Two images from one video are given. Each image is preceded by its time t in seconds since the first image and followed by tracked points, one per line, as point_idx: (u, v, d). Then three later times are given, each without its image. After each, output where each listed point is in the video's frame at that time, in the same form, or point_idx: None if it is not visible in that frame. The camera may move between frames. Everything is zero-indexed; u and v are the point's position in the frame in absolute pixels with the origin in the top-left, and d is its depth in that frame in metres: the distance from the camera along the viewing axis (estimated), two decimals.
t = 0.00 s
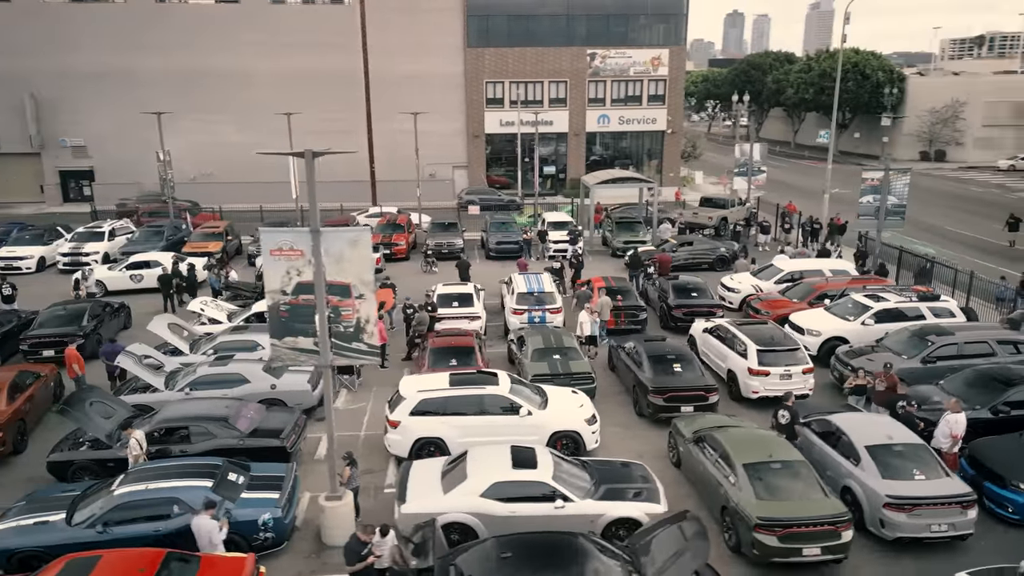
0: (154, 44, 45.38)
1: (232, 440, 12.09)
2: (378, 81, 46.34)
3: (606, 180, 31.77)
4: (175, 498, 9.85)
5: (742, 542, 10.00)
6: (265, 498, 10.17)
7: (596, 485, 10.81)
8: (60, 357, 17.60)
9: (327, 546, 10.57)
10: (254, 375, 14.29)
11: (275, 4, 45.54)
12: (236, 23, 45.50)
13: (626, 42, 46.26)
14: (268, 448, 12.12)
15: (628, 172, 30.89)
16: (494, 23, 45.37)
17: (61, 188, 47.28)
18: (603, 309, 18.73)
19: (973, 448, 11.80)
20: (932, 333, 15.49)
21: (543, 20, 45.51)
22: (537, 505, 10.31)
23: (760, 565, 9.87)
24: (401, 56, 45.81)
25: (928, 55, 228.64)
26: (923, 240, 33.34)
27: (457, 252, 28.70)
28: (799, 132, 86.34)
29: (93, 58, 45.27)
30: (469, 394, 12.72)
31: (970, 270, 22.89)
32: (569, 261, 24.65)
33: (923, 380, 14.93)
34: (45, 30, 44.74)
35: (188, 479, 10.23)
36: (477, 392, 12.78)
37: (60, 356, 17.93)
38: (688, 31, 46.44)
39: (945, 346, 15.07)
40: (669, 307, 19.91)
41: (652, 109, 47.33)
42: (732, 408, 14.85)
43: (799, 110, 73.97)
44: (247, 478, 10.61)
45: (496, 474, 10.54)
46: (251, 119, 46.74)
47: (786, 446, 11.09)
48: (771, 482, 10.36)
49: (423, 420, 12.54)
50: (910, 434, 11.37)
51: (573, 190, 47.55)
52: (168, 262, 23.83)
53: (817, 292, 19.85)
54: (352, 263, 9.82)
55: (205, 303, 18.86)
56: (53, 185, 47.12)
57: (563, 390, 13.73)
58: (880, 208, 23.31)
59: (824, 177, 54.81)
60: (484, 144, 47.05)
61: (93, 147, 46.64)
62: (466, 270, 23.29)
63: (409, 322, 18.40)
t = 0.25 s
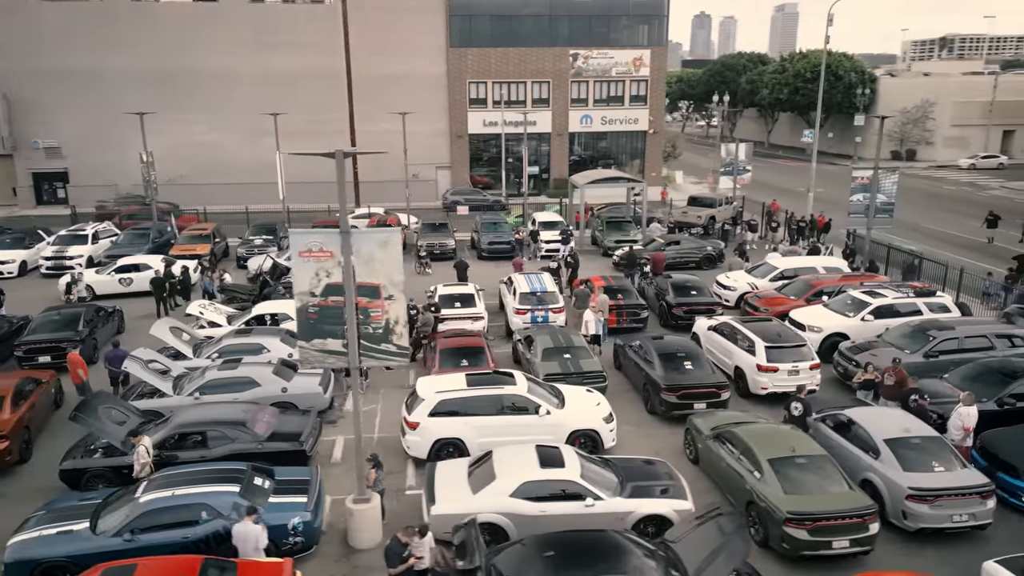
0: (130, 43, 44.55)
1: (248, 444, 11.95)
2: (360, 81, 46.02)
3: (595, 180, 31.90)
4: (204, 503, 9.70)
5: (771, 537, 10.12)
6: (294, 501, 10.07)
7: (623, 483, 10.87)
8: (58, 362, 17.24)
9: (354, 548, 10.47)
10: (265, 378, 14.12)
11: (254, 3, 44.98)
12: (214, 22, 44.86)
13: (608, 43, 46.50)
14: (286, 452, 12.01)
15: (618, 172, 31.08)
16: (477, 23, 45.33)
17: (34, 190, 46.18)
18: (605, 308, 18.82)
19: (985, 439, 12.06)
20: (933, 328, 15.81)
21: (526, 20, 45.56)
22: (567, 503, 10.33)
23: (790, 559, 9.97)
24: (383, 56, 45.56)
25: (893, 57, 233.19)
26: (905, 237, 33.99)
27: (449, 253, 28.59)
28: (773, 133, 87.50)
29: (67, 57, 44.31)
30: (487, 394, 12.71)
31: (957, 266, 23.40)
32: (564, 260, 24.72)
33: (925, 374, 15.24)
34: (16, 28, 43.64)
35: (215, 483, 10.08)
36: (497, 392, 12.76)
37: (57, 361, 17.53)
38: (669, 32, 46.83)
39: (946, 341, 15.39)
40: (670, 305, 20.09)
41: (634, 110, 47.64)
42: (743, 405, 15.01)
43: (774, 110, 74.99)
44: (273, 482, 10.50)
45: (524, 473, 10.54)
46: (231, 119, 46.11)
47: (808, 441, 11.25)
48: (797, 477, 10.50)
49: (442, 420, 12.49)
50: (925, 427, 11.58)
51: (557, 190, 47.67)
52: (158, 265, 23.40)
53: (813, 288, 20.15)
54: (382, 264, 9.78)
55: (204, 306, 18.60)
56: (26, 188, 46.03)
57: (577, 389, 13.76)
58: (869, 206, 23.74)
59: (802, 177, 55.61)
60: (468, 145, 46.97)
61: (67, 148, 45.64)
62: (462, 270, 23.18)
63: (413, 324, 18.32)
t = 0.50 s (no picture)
0: (100, 42, 43.50)
1: (269, 449, 11.78)
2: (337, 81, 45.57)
3: (581, 180, 32.05)
4: (237, 510, 9.53)
5: (801, 529, 10.29)
6: (326, 506, 9.95)
7: (651, 479, 10.95)
8: (53, 370, 16.78)
9: (385, 551, 10.39)
10: (277, 382, 13.93)
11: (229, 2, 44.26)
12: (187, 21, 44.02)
13: (586, 43, 46.75)
14: (308, 456, 11.85)
15: (604, 172, 31.27)
16: (455, 23, 45.21)
17: None
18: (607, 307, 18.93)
19: (994, 429, 12.40)
20: (931, 322, 16.21)
21: (504, 20, 45.58)
22: (599, 501, 10.37)
23: (821, 551, 10.15)
24: (361, 55, 45.18)
25: (852, 57, 238.26)
26: (882, 234, 34.79)
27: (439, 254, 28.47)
28: (742, 132, 88.88)
29: (33, 56, 43.07)
30: (507, 394, 12.70)
31: (941, 261, 24.06)
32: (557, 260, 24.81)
33: (926, 367, 15.63)
34: None
35: (245, 489, 9.90)
36: (518, 391, 12.78)
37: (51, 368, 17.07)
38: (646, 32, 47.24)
39: (945, 334, 15.79)
40: (669, 303, 20.29)
41: (612, 110, 47.94)
42: (751, 400, 15.23)
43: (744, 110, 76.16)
44: (302, 487, 10.35)
45: (556, 472, 10.55)
46: (205, 119, 45.29)
47: (828, 434, 11.47)
48: (822, 469, 10.70)
49: (464, 421, 12.46)
50: (940, 418, 11.88)
51: (537, 190, 47.77)
52: (146, 269, 22.91)
53: (808, 285, 20.50)
54: (416, 265, 9.73)
55: (202, 310, 18.27)
56: None
57: (593, 387, 13.83)
58: (855, 203, 24.25)
59: (774, 176, 56.59)
60: (447, 145, 46.84)
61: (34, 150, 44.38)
62: (458, 271, 23.09)
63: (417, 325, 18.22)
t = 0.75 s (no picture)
0: (72, 41, 42.50)
1: (288, 453, 11.63)
2: (316, 81, 45.10)
3: (568, 180, 32.15)
4: (267, 516, 9.39)
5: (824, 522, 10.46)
6: (355, 509, 9.86)
7: (675, 476, 11.03)
8: (48, 377, 16.38)
9: (413, 553, 10.34)
10: (287, 386, 13.76)
11: None
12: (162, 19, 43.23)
13: (566, 43, 46.88)
14: (327, 460, 11.72)
15: (592, 172, 31.37)
16: (436, 23, 45.03)
17: None
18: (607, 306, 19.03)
19: (1000, 419, 12.72)
20: (928, 317, 16.57)
21: (484, 21, 45.53)
22: (627, 498, 10.43)
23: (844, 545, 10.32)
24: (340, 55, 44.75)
25: (817, 59, 242.26)
26: (862, 232, 35.40)
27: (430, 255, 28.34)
28: (714, 133, 89.89)
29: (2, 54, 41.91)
30: (525, 394, 12.71)
31: (927, 258, 24.59)
32: (550, 259, 24.87)
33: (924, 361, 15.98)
34: None
35: (273, 494, 9.77)
36: (533, 391, 12.76)
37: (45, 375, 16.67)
38: (625, 33, 47.53)
39: (942, 329, 16.16)
40: (666, 302, 20.47)
41: (593, 110, 48.13)
42: (757, 396, 15.43)
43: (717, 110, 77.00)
44: (328, 491, 10.24)
45: (583, 471, 10.58)
46: (181, 120, 44.51)
47: (844, 428, 11.68)
48: (842, 463, 10.89)
49: (482, 421, 12.44)
50: (951, 411, 12.16)
51: (519, 190, 47.77)
52: (135, 272, 22.46)
53: (802, 283, 20.82)
54: (445, 266, 9.67)
55: (200, 313, 17.99)
56: None
57: (606, 386, 13.89)
58: (843, 201, 24.67)
59: (751, 175, 57.31)
60: (428, 145, 46.62)
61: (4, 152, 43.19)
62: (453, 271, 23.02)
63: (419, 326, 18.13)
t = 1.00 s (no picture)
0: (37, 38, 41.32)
1: (309, 458, 11.48)
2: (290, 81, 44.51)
3: (553, 180, 32.25)
4: (301, 521, 9.26)
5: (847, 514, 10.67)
6: (387, 512, 9.79)
7: (699, 471, 11.15)
8: (42, 385, 15.92)
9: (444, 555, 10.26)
10: (298, 389, 13.57)
11: None
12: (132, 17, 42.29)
13: (543, 44, 47.00)
14: (348, 463, 11.59)
15: (576, 172, 31.51)
16: (413, 22, 44.79)
17: None
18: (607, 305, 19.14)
19: (1003, 409, 13.11)
20: (922, 311, 16.99)
21: (461, 21, 45.43)
22: (656, 494, 10.52)
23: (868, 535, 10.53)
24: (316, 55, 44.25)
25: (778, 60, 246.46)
26: (838, 230, 36.12)
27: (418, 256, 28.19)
28: (682, 132, 91.04)
29: None
30: (542, 394, 12.72)
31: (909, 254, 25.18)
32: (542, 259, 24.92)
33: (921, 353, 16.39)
34: None
35: (304, 499, 9.65)
36: (550, 391, 12.77)
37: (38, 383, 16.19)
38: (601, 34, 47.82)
39: (937, 322, 16.59)
40: (662, 300, 20.66)
41: (569, 110, 48.32)
42: (762, 392, 15.66)
43: (687, 110, 78.00)
44: (358, 495, 10.15)
45: (611, 468, 10.65)
46: (152, 120, 43.56)
47: (859, 421, 11.93)
48: (861, 455, 11.12)
49: (501, 422, 12.43)
50: (959, 402, 12.49)
51: (497, 190, 47.73)
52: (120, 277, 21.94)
53: (794, 280, 21.19)
54: (477, 267, 9.62)
55: (196, 317, 17.65)
56: None
57: (619, 384, 13.98)
58: (827, 199, 25.16)
59: (723, 174, 58.22)
60: (406, 146, 46.33)
61: None
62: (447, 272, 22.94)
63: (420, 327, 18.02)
